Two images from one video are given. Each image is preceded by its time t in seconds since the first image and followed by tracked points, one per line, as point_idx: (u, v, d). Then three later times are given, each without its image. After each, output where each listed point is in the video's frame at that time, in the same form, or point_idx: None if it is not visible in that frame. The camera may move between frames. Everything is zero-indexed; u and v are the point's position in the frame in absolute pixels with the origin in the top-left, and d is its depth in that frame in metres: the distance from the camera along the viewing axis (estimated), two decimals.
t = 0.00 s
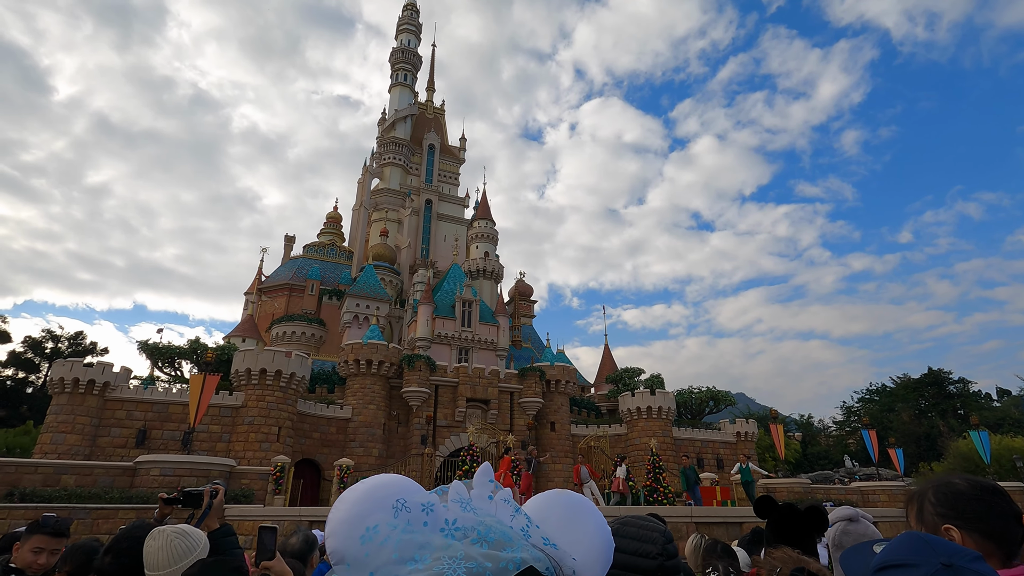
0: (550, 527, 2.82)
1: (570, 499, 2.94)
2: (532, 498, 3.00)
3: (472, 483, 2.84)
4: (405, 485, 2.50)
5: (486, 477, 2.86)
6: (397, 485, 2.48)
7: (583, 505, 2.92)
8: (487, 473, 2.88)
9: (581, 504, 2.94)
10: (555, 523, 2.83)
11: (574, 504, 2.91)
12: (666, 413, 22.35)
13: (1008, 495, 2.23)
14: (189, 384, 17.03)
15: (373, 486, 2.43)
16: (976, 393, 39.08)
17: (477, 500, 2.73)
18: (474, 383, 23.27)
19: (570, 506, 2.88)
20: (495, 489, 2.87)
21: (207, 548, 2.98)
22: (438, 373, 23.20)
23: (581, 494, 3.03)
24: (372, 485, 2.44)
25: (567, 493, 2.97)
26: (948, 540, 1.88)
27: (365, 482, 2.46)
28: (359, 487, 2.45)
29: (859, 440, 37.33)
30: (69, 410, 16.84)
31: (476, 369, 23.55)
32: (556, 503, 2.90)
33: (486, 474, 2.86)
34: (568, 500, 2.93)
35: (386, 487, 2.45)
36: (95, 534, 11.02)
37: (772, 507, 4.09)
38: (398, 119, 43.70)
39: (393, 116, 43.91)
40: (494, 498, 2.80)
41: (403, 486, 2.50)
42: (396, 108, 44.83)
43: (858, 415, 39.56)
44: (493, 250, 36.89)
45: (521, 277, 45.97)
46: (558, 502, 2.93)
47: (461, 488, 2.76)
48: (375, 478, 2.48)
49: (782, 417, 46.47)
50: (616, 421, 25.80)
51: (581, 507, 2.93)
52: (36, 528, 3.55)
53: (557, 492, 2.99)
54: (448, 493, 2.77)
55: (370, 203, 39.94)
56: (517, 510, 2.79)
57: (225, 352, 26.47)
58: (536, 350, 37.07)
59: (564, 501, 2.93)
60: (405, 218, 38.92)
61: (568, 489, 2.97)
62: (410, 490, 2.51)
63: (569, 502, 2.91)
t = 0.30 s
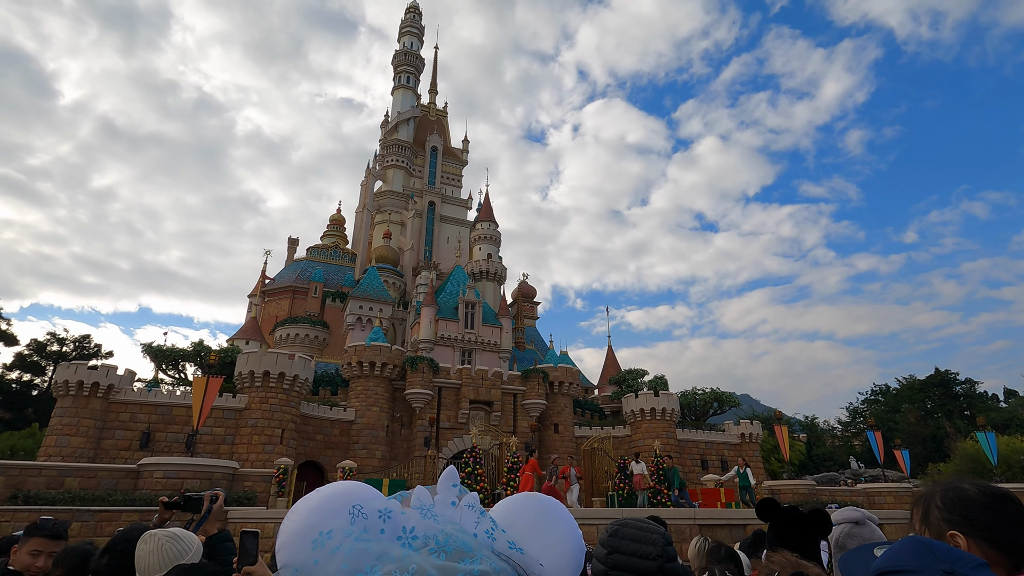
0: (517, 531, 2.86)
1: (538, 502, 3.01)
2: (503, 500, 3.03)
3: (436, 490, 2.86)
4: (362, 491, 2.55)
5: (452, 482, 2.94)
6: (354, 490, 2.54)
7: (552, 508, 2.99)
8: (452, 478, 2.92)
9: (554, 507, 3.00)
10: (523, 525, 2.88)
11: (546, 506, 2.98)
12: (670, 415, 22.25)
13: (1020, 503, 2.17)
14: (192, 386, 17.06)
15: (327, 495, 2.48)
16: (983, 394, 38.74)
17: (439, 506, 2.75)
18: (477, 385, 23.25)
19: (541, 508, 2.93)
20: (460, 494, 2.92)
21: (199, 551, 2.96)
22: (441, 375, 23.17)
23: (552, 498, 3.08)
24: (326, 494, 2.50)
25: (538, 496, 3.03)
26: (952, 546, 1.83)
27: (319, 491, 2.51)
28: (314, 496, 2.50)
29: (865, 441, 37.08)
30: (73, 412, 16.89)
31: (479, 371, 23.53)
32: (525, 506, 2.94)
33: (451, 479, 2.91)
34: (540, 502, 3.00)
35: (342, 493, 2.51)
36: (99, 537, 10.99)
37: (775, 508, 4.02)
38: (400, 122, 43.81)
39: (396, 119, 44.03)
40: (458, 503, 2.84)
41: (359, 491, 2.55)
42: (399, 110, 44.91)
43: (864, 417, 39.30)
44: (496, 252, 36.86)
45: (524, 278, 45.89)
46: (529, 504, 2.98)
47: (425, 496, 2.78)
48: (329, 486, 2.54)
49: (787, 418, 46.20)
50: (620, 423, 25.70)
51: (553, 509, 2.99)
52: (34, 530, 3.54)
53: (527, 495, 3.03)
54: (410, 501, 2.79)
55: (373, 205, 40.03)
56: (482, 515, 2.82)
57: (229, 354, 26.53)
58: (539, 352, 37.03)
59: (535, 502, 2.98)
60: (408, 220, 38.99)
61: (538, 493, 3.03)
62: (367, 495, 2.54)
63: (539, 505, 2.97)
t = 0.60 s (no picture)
0: (476, 524, 2.86)
1: (497, 491, 3.00)
2: (460, 491, 3.03)
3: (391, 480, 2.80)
4: (311, 482, 2.63)
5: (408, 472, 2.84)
6: (303, 481, 2.61)
7: (511, 498, 3.00)
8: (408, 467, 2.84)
9: (511, 495, 3.03)
10: (482, 516, 2.89)
11: (505, 496, 2.99)
12: (671, 417, 22.18)
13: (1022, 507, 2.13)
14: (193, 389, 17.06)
15: (273, 490, 2.53)
16: (987, 396, 38.59)
17: (391, 498, 2.68)
18: (478, 388, 23.20)
19: (501, 498, 2.96)
20: (415, 486, 2.83)
21: (190, 552, 2.96)
22: (442, 377, 23.15)
23: (511, 485, 3.09)
24: (271, 486, 2.56)
25: (497, 485, 3.03)
26: (945, 546, 1.80)
27: (266, 483, 2.58)
28: (261, 488, 2.57)
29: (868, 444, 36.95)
30: (75, 415, 16.92)
31: (480, 374, 23.49)
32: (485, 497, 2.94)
33: (406, 469, 2.82)
34: (498, 491, 3.01)
35: (291, 483, 2.57)
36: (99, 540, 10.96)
37: (767, 510, 4.01)
38: (402, 124, 43.91)
39: (397, 121, 44.13)
40: (412, 496, 2.74)
41: (310, 482, 2.63)
42: (400, 113, 44.99)
43: (866, 419, 39.18)
44: (497, 254, 36.84)
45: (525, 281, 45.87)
46: (488, 494, 2.99)
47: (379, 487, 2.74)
48: (277, 478, 2.61)
49: (789, 421, 46.08)
50: (621, 425, 25.64)
51: (512, 499, 3.03)
52: (26, 530, 3.54)
53: (485, 485, 3.03)
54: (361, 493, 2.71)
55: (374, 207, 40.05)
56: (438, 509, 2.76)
57: (230, 357, 26.55)
58: (540, 354, 37.01)
59: (494, 493, 2.99)
60: (409, 223, 39.04)
61: (497, 483, 3.02)
62: (315, 488, 2.59)
63: (497, 494, 2.98)
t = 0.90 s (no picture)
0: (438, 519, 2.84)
1: (465, 487, 3.02)
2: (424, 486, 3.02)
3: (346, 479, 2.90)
4: (254, 483, 2.49)
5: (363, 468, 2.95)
6: (245, 482, 2.47)
7: (478, 492, 3.01)
8: (365, 462, 2.97)
9: (478, 490, 3.03)
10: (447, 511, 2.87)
11: (471, 492, 2.99)
12: (670, 419, 22.12)
13: None
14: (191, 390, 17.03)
15: (209, 492, 2.39)
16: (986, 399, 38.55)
17: (347, 495, 2.80)
18: (477, 390, 23.14)
19: (467, 494, 2.94)
20: (372, 481, 2.94)
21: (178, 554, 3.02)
22: (441, 380, 23.10)
23: (476, 480, 3.10)
24: (211, 488, 2.40)
25: (464, 479, 3.06)
26: (951, 551, 1.76)
27: (204, 486, 2.42)
28: (197, 492, 2.41)
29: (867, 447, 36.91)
30: (72, 416, 16.90)
31: (479, 376, 23.42)
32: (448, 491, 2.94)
33: (361, 465, 2.93)
34: (463, 486, 3.02)
35: (232, 486, 2.43)
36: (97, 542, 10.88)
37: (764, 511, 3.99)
38: (401, 127, 43.96)
39: (397, 124, 44.17)
40: (368, 493, 2.85)
41: (253, 484, 2.49)
42: (400, 115, 45.05)
43: (866, 422, 39.13)
44: (496, 256, 36.81)
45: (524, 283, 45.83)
46: (452, 489, 3.00)
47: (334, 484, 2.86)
48: (216, 480, 2.45)
49: (789, 424, 46.03)
50: (621, 428, 25.60)
51: (478, 493, 3.02)
52: (17, 537, 3.52)
53: (449, 479, 3.03)
54: (315, 491, 2.84)
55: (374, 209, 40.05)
56: (395, 503, 2.85)
57: (229, 359, 26.51)
58: (540, 357, 36.95)
59: (459, 488, 2.99)
60: (409, 225, 39.04)
61: (462, 477, 3.04)
62: (259, 487, 2.50)
63: (466, 489, 3.00)
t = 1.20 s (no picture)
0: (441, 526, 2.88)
1: (466, 493, 3.08)
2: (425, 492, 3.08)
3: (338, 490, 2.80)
4: (236, 492, 2.47)
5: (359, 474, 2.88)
6: (227, 492, 2.46)
7: (480, 498, 3.06)
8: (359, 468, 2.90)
9: (480, 495, 3.09)
10: (447, 516, 2.92)
11: (472, 497, 3.05)
12: (670, 421, 22.12)
13: None
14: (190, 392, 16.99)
15: (190, 504, 2.36)
16: (985, 401, 38.59)
17: (339, 506, 2.72)
18: (477, 391, 23.11)
19: (467, 500, 3.00)
20: (369, 488, 2.86)
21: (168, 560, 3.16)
22: (440, 381, 23.07)
23: (478, 486, 3.16)
24: (190, 499, 2.39)
25: (466, 485, 3.12)
26: (967, 561, 1.75)
27: (183, 496, 2.41)
28: (177, 503, 2.40)
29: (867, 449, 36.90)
30: (71, 418, 16.86)
31: (478, 377, 23.39)
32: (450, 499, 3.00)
33: (355, 471, 2.88)
34: (464, 492, 3.08)
35: (213, 495, 2.41)
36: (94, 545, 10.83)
37: (768, 516, 3.98)
38: (401, 128, 43.96)
39: (397, 125, 44.18)
40: (363, 501, 2.77)
41: (234, 492, 2.47)
42: (400, 117, 45.04)
43: (866, 424, 39.15)
44: (496, 258, 36.80)
45: (524, 284, 45.79)
46: (453, 496, 3.05)
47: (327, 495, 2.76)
48: (196, 490, 2.44)
49: (788, 426, 46.04)
50: (620, 430, 25.55)
51: (480, 499, 3.08)
52: (8, 536, 3.49)
53: (450, 486, 3.09)
54: (306, 500, 2.73)
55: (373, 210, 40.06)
56: (392, 512, 2.76)
57: (227, 360, 26.49)
58: (540, 359, 36.93)
59: (459, 495, 3.05)
60: (408, 226, 39.00)
61: (462, 484, 3.10)
62: (241, 497, 2.46)
63: (466, 495, 3.05)
